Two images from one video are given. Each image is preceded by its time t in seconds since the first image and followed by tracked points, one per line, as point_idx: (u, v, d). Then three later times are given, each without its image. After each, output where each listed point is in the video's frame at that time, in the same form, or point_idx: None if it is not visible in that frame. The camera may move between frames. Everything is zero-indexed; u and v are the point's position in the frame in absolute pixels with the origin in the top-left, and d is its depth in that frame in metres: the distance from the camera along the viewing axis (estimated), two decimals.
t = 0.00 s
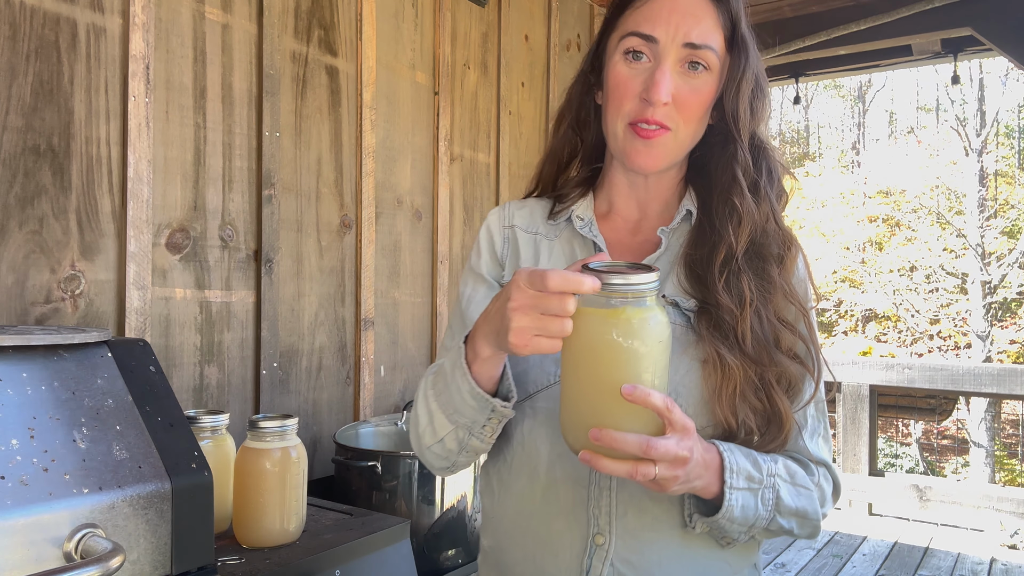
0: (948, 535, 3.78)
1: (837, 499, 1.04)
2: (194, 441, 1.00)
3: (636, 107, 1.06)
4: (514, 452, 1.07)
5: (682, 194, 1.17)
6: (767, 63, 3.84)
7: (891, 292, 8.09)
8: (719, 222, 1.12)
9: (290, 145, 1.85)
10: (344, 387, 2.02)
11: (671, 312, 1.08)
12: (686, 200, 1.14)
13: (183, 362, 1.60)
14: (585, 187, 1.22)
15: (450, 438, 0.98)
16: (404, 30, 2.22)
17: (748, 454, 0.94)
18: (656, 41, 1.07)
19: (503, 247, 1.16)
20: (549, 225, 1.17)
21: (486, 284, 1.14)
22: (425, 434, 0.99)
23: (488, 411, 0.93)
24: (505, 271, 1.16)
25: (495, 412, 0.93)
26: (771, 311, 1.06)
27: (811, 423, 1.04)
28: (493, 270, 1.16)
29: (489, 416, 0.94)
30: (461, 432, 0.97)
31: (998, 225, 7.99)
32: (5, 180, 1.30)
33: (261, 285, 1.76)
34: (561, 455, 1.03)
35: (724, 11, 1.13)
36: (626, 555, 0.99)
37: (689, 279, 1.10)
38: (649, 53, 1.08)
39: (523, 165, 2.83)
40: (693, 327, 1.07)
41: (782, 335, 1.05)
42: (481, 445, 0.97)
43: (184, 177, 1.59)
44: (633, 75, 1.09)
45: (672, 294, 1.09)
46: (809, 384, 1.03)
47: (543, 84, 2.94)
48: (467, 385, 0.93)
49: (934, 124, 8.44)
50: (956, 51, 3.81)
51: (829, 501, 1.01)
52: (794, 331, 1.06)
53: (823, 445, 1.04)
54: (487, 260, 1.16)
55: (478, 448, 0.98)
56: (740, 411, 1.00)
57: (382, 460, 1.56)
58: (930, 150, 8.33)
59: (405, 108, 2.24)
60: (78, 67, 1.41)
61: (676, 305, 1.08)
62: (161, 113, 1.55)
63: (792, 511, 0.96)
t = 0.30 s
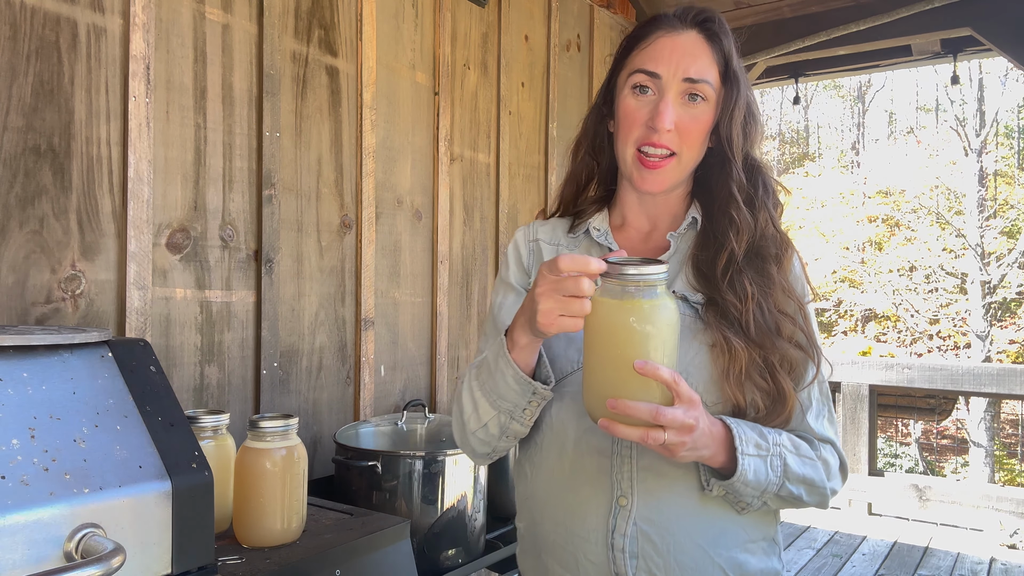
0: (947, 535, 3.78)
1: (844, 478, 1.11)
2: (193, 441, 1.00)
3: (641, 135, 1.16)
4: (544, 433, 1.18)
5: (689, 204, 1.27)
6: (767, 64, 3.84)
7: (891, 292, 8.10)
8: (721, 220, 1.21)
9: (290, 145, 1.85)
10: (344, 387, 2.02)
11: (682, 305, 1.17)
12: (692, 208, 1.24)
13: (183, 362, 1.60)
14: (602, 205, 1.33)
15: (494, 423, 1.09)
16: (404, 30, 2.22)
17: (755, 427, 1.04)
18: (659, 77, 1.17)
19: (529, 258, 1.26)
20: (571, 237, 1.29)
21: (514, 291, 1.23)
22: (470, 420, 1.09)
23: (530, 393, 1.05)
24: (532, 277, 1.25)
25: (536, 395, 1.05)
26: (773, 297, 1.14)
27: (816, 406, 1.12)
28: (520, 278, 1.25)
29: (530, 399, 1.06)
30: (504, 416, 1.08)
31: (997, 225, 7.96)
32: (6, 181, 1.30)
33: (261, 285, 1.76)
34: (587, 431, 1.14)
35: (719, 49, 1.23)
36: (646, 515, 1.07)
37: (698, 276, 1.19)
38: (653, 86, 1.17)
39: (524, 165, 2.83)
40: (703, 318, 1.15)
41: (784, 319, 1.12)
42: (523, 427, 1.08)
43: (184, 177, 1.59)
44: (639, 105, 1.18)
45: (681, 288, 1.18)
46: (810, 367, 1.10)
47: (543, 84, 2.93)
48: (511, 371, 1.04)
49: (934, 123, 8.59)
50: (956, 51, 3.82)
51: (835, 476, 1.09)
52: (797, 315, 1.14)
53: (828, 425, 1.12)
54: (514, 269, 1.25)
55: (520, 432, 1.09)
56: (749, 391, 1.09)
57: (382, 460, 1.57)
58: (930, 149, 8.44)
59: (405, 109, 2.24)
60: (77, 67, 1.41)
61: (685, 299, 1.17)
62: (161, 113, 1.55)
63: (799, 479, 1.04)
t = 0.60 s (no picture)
0: (947, 535, 3.78)
1: (843, 467, 1.12)
2: (194, 441, 1.00)
3: (644, 151, 1.19)
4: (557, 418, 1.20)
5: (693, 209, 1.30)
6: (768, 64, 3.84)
7: (891, 292, 8.10)
8: (722, 219, 1.24)
9: (290, 145, 1.85)
10: (344, 387, 2.02)
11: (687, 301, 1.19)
12: (695, 213, 1.27)
13: (183, 362, 1.60)
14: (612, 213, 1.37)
15: (510, 414, 1.15)
16: (404, 30, 2.22)
17: (753, 413, 1.07)
18: (660, 95, 1.20)
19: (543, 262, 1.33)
20: (582, 243, 1.33)
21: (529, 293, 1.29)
22: (488, 412, 1.16)
23: (542, 385, 1.11)
24: (546, 280, 1.31)
25: (548, 387, 1.11)
26: (773, 289, 1.16)
27: (815, 396, 1.13)
28: (536, 280, 1.31)
29: (542, 391, 1.12)
30: (519, 407, 1.14)
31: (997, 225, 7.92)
32: (6, 181, 1.30)
33: (261, 285, 1.76)
34: (599, 415, 1.16)
35: (716, 68, 1.26)
36: (653, 490, 1.09)
37: (701, 273, 1.21)
38: (654, 101, 1.20)
39: (523, 165, 2.83)
40: (706, 313, 1.18)
41: (783, 309, 1.15)
42: (537, 418, 1.14)
43: (184, 177, 1.59)
44: (642, 122, 1.21)
45: (685, 286, 1.20)
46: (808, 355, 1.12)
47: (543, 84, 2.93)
48: (526, 364, 1.10)
49: (934, 124, 8.55)
50: (956, 51, 3.81)
51: (834, 463, 1.10)
52: (796, 307, 1.16)
53: (827, 414, 1.13)
54: (529, 273, 1.32)
55: (534, 422, 1.15)
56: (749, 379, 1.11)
57: (382, 460, 1.57)
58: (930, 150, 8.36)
59: (405, 108, 2.24)
60: (78, 67, 1.41)
61: (689, 296, 1.19)
62: (161, 113, 1.55)
63: (797, 461, 1.06)
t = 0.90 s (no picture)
0: (947, 535, 3.78)
1: (826, 462, 1.15)
2: (194, 441, 0.99)
3: (643, 160, 1.22)
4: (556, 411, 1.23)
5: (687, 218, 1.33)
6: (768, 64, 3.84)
7: (891, 292, 8.10)
8: (715, 224, 1.27)
9: (290, 145, 1.85)
10: (344, 387, 2.02)
11: (679, 303, 1.22)
12: (689, 220, 1.30)
13: (183, 362, 1.60)
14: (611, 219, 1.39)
15: (523, 405, 1.17)
16: (404, 30, 2.22)
17: (744, 408, 1.09)
18: (660, 109, 1.22)
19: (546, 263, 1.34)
20: (583, 247, 1.36)
21: (534, 293, 1.31)
22: (501, 403, 1.18)
23: (558, 375, 1.14)
24: (549, 282, 1.32)
25: (564, 377, 1.14)
26: (762, 290, 1.19)
27: (798, 390, 1.15)
28: (539, 282, 1.32)
29: (557, 381, 1.14)
30: (531, 398, 1.16)
31: (997, 225, 7.89)
32: (6, 181, 1.30)
33: (261, 285, 1.76)
34: (596, 407, 1.19)
35: (712, 86, 1.29)
36: (645, 476, 1.12)
37: (694, 276, 1.24)
38: (654, 115, 1.23)
39: (523, 165, 2.82)
40: (698, 313, 1.20)
41: (772, 310, 1.17)
42: (547, 408, 1.17)
43: (184, 177, 1.59)
44: (641, 133, 1.23)
45: (678, 288, 1.23)
46: (792, 353, 1.14)
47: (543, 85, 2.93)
48: (544, 357, 1.12)
49: (934, 124, 8.56)
50: (956, 51, 3.81)
51: (817, 458, 1.12)
52: (783, 311, 1.19)
53: (812, 411, 1.16)
54: (533, 273, 1.33)
55: (543, 412, 1.18)
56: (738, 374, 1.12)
57: (382, 460, 1.57)
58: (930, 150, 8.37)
59: (405, 108, 2.24)
60: (77, 67, 1.41)
61: (682, 297, 1.22)
62: (161, 113, 1.55)
63: (783, 454, 1.08)
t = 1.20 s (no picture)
0: (947, 535, 3.78)
1: (796, 441, 1.20)
2: (194, 441, 0.99)
3: (634, 167, 1.31)
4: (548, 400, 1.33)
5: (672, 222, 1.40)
6: (768, 64, 3.84)
7: (891, 292, 8.10)
8: (696, 228, 1.34)
9: (290, 145, 1.85)
10: (344, 387, 2.02)
11: (660, 302, 1.29)
12: (673, 223, 1.38)
13: (183, 362, 1.60)
14: (605, 223, 1.49)
15: (521, 388, 1.27)
16: (404, 30, 2.22)
17: (711, 409, 1.14)
18: (650, 120, 1.32)
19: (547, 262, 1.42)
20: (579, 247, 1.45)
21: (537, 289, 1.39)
22: (502, 384, 1.28)
23: (555, 363, 1.23)
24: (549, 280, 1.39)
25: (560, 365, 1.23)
26: (736, 289, 1.24)
27: (771, 380, 1.20)
28: (539, 278, 1.40)
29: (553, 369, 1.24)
30: (529, 382, 1.26)
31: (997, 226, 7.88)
32: (6, 181, 1.30)
33: (261, 285, 1.76)
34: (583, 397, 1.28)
35: (697, 102, 1.38)
36: (620, 462, 1.21)
37: (673, 276, 1.31)
38: (645, 126, 1.33)
39: (523, 165, 2.82)
40: (676, 312, 1.27)
41: (745, 309, 1.23)
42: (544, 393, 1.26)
43: (184, 177, 1.59)
44: (633, 143, 1.33)
45: (660, 288, 1.30)
46: (762, 348, 1.20)
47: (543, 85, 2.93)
48: (544, 345, 1.22)
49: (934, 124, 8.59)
50: (956, 51, 3.81)
51: (785, 444, 1.17)
52: (758, 309, 1.24)
53: (783, 399, 1.20)
54: (536, 270, 1.41)
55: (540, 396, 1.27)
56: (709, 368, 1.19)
57: (382, 460, 1.57)
58: (930, 150, 8.34)
59: (405, 108, 2.24)
60: (77, 67, 1.41)
61: (663, 296, 1.29)
62: (161, 113, 1.55)
63: (748, 451, 1.13)
